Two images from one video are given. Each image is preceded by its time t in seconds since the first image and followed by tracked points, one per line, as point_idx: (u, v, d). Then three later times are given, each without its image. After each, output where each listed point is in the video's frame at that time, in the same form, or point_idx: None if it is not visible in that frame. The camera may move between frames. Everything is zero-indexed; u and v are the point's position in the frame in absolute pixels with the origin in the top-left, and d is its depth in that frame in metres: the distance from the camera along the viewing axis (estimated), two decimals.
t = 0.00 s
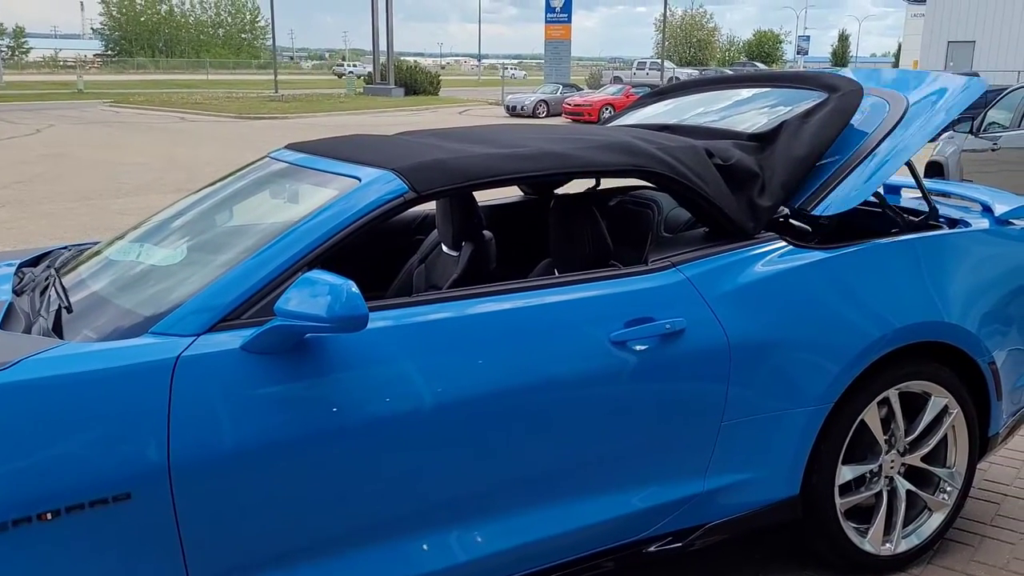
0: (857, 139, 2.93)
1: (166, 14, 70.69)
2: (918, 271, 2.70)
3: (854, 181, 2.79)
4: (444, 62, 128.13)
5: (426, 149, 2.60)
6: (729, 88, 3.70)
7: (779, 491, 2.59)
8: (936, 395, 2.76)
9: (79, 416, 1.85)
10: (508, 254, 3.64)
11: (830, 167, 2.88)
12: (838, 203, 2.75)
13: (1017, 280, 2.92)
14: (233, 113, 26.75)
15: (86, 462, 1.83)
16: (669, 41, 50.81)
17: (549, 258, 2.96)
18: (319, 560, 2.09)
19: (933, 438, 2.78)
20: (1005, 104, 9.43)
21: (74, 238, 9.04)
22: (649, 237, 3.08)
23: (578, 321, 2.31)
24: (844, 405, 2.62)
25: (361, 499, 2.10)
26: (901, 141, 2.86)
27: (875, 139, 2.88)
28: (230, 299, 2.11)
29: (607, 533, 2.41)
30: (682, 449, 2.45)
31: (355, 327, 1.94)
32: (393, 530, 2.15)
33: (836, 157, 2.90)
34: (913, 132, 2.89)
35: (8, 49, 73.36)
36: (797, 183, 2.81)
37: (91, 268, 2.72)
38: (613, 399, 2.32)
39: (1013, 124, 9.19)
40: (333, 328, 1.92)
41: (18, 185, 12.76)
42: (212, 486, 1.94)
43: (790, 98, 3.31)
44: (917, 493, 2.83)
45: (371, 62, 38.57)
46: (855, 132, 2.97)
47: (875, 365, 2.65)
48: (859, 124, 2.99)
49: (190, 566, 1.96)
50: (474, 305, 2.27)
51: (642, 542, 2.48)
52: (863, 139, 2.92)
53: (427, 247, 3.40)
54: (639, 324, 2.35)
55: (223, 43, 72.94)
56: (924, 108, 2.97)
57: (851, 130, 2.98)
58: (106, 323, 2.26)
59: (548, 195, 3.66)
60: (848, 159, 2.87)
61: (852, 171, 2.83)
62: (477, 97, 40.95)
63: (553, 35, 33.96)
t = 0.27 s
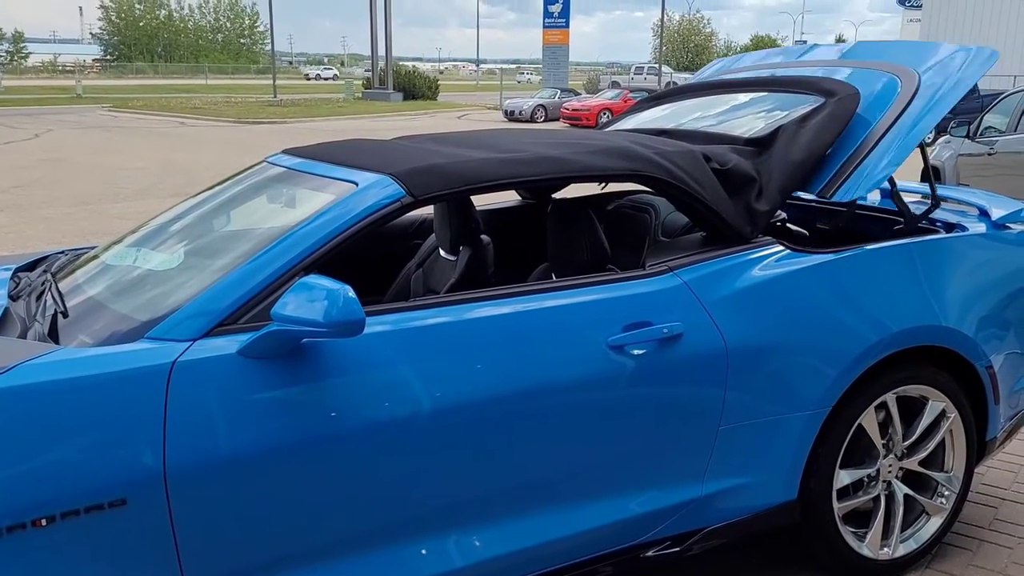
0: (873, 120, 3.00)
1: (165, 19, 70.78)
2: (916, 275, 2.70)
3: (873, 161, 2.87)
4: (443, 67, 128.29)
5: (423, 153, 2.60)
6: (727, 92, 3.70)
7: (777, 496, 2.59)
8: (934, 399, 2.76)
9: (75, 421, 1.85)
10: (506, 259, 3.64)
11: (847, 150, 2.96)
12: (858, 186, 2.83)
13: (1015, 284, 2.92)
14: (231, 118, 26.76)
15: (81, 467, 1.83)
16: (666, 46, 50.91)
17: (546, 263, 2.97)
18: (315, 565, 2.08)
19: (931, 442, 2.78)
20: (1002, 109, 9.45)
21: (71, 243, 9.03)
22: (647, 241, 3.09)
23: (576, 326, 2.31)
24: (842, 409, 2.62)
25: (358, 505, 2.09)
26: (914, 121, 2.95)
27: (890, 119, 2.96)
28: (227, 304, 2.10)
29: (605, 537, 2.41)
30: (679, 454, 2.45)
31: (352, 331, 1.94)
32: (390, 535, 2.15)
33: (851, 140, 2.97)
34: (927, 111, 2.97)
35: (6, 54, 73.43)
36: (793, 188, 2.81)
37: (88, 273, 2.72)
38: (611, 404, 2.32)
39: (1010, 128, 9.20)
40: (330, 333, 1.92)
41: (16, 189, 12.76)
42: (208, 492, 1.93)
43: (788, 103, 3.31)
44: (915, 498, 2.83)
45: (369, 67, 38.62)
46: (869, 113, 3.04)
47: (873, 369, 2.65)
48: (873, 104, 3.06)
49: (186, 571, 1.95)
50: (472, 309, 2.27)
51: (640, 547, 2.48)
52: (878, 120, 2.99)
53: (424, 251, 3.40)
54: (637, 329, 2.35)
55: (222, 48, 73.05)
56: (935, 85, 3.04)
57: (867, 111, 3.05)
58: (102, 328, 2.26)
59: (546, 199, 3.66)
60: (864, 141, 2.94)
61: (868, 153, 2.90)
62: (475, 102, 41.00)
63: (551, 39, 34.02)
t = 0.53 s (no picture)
0: (892, 105, 3.05)
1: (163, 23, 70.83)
2: (914, 278, 2.70)
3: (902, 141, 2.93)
4: (441, 70, 128.38)
5: (420, 157, 2.60)
6: (725, 95, 3.70)
7: (775, 499, 2.58)
8: (932, 402, 2.76)
9: (71, 426, 1.84)
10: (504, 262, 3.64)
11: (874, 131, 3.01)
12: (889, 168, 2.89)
13: (1012, 286, 2.92)
14: (229, 122, 26.76)
15: (77, 473, 1.82)
16: (664, 49, 50.97)
17: (545, 266, 2.96)
18: (312, 570, 2.07)
19: (929, 445, 2.78)
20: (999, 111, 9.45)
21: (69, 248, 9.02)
22: (644, 245, 3.09)
23: (573, 329, 2.30)
24: (840, 412, 2.62)
25: (355, 509, 2.09)
26: (932, 106, 2.99)
27: (914, 98, 3.01)
28: (223, 308, 2.10)
29: (603, 541, 2.40)
30: (677, 458, 2.44)
31: (349, 336, 1.94)
32: (387, 540, 2.14)
33: (876, 122, 3.02)
34: (945, 96, 3.00)
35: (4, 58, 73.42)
36: (791, 191, 2.80)
37: (84, 277, 2.72)
38: (609, 407, 2.31)
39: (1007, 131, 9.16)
40: (326, 337, 1.92)
41: (13, 193, 12.76)
42: (204, 497, 1.92)
43: (785, 106, 3.32)
44: (913, 501, 2.82)
45: (367, 70, 38.64)
46: (892, 93, 3.09)
47: (870, 372, 2.65)
48: (891, 91, 3.10)
49: None
50: (469, 313, 2.27)
51: (638, 551, 2.47)
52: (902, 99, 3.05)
53: (421, 254, 3.40)
54: (634, 332, 2.35)
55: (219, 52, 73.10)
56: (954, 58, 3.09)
57: (885, 97, 3.09)
58: (99, 332, 2.25)
59: (543, 202, 3.66)
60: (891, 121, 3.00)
61: (896, 133, 2.96)
62: (474, 105, 41.02)
63: (549, 43, 34.06)
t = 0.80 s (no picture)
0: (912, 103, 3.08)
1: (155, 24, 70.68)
2: (910, 281, 2.69)
3: (928, 132, 2.97)
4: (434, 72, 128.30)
5: (413, 159, 2.58)
6: (720, 97, 3.69)
7: (770, 504, 2.57)
8: (927, 405, 2.75)
9: (57, 432, 1.81)
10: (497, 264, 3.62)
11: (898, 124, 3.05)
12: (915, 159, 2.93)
13: (1007, 289, 2.91)
14: (222, 124, 26.68)
15: (63, 478, 1.79)
16: (658, 51, 51.04)
17: (537, 269, 2.95)
18: None
19: (925, 449, 2.77)
20: (993, 114, 9.46)
21: (61, 250, 8.96)
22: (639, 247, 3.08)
23: (567, 332, 2.28)
24: (835, 416, 2.60)
25: (347, 515, 2.06)
26: (951, 102, 3.00)
27: (936, 88, 3.05)
28: (213, 311, 2.07)
29: (598, 546, 2.38)
30: (672, 462, 2.42)
31: (340, 339, 1.91)
32: (380, 546, 2.12)
33: (897, 121, 3.06)
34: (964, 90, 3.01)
35: None
36: (785, 193, 2.79)
37: (73, 280, 2.68)
38: (604, 411, 2.29)
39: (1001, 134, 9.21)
40: (318, 341, 1.89)
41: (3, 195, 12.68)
42: (194, 502, 1.90)
43: (780, 108, 3.30)
44: (908, 505, 2.81)
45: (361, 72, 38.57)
46: (913, 91, 3.12)
47: (866, 375, 2.63)
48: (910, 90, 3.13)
49: None
50: (463, 316, 2.24)
51: (632, 556, 2.45)
52: (924, 91, 3.08)
53: (415, 257, 3.38)
54: (629, 336, 2.33)
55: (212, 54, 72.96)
56: (974, 46, 3.12)
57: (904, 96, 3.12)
58: (87, 336, 2.22)
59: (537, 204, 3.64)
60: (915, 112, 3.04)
61: (921, 123, 3.00)
62: (468, 107, 41.00)
63: (543, 45, 34.06)
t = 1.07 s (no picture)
0: (930, 105, 3.06)
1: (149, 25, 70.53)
2: (904, 282, 2.69)
3: (948, 132, 2.95)
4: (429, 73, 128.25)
5: (407, 160, 2.57)
6: (715, 98, 3.68)
7: (765, 505, 2.56)
8: (922, 406, 2.75)
9: (48, 436, 1.80)
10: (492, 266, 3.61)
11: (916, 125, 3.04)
12: (936, 160, 2.92)
13: (1001, 290, 2.91)
14: (217, 125, 26.62)
15: (54, 482, 1.77)
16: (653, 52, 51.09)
17: (532, 272, 2.94)
18: None
19: (920, 450, 2.76)
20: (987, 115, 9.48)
21: (54, 252, 8.92)
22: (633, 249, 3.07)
23: (562, 334, 2.28)
24: (830, 417, 2.60)
25: (342, 519, 2.05)
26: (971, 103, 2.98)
27: (955, 90, 3.02)
28: (206, 314, 2.06)
29: (593, 549, 2.37)
30: (667, 464, 2.41)
31: (333, 342, 1.90)
32: (374, 549, 2.10)
33: (916, 124, 3.04)
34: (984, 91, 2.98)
35: None
36: (780, 194, 2.79)
37: (65, 283, 2.67)
38: (599, 413, 2.29)
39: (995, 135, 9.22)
40: (311, 343, 1.88)
41: None
42: (186, 506, 1.88)
43: (774, 109, 3.30)
44: (903, 506, 2.81)
45: (355, 73, 38.53)
46: (930, 93, 3.10)
47: (861, 377, 2.63)
48: (928, 92, 3.11)
49: None
50: (458, 318, 2.24)
51: (628, 558, 2.45)
52: (943, 93, 3.06)
53: (409, 258, 3.37)
54: (623, 337, 2.32)
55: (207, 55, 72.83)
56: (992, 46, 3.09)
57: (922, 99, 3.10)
58: (78, 339, 2.21)
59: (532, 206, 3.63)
60: (934, 113, 3.02)
61: (941, 126, 2.98)
62: (463, 108, 40.99)
63: (538, 46, 34.06)
